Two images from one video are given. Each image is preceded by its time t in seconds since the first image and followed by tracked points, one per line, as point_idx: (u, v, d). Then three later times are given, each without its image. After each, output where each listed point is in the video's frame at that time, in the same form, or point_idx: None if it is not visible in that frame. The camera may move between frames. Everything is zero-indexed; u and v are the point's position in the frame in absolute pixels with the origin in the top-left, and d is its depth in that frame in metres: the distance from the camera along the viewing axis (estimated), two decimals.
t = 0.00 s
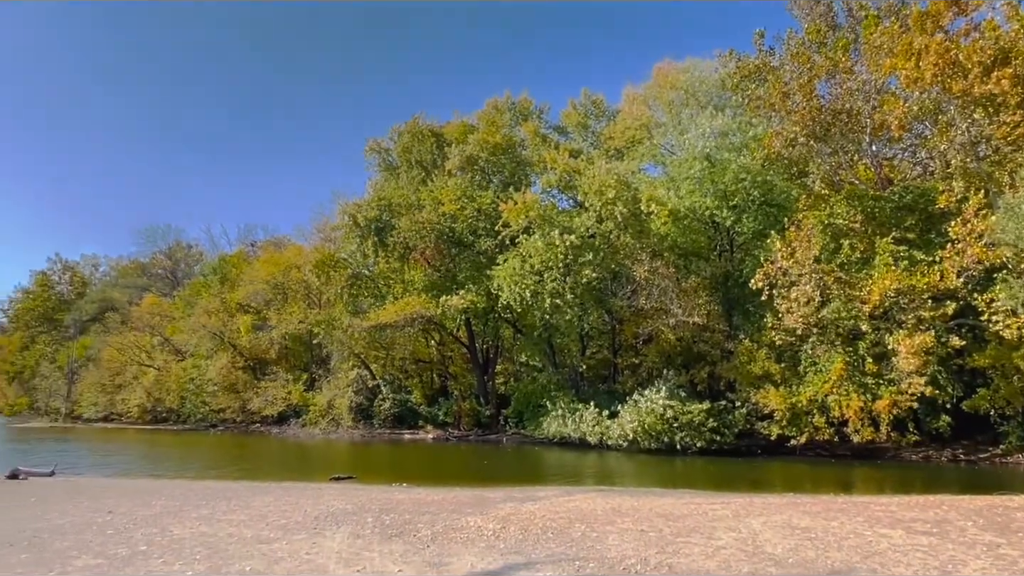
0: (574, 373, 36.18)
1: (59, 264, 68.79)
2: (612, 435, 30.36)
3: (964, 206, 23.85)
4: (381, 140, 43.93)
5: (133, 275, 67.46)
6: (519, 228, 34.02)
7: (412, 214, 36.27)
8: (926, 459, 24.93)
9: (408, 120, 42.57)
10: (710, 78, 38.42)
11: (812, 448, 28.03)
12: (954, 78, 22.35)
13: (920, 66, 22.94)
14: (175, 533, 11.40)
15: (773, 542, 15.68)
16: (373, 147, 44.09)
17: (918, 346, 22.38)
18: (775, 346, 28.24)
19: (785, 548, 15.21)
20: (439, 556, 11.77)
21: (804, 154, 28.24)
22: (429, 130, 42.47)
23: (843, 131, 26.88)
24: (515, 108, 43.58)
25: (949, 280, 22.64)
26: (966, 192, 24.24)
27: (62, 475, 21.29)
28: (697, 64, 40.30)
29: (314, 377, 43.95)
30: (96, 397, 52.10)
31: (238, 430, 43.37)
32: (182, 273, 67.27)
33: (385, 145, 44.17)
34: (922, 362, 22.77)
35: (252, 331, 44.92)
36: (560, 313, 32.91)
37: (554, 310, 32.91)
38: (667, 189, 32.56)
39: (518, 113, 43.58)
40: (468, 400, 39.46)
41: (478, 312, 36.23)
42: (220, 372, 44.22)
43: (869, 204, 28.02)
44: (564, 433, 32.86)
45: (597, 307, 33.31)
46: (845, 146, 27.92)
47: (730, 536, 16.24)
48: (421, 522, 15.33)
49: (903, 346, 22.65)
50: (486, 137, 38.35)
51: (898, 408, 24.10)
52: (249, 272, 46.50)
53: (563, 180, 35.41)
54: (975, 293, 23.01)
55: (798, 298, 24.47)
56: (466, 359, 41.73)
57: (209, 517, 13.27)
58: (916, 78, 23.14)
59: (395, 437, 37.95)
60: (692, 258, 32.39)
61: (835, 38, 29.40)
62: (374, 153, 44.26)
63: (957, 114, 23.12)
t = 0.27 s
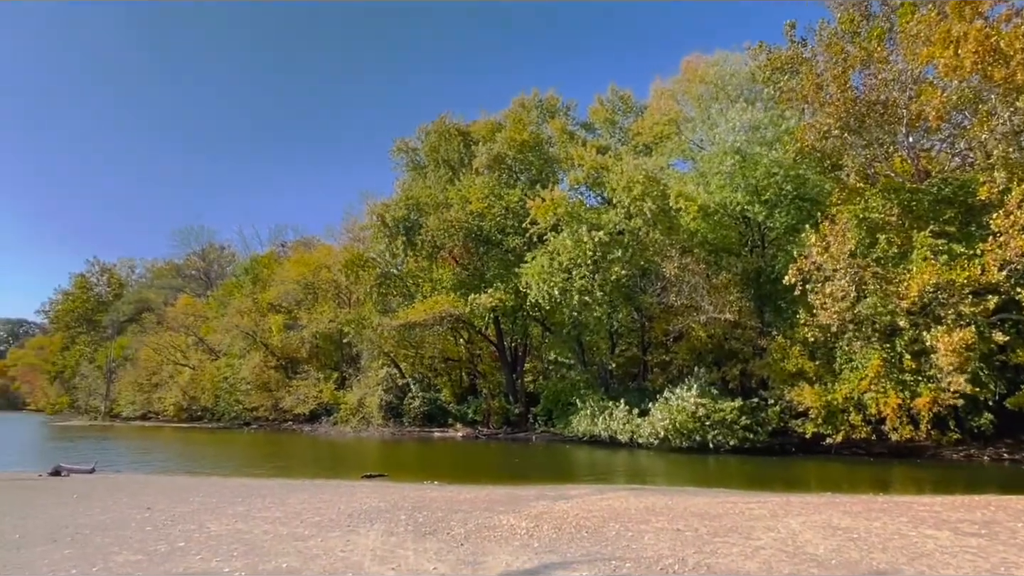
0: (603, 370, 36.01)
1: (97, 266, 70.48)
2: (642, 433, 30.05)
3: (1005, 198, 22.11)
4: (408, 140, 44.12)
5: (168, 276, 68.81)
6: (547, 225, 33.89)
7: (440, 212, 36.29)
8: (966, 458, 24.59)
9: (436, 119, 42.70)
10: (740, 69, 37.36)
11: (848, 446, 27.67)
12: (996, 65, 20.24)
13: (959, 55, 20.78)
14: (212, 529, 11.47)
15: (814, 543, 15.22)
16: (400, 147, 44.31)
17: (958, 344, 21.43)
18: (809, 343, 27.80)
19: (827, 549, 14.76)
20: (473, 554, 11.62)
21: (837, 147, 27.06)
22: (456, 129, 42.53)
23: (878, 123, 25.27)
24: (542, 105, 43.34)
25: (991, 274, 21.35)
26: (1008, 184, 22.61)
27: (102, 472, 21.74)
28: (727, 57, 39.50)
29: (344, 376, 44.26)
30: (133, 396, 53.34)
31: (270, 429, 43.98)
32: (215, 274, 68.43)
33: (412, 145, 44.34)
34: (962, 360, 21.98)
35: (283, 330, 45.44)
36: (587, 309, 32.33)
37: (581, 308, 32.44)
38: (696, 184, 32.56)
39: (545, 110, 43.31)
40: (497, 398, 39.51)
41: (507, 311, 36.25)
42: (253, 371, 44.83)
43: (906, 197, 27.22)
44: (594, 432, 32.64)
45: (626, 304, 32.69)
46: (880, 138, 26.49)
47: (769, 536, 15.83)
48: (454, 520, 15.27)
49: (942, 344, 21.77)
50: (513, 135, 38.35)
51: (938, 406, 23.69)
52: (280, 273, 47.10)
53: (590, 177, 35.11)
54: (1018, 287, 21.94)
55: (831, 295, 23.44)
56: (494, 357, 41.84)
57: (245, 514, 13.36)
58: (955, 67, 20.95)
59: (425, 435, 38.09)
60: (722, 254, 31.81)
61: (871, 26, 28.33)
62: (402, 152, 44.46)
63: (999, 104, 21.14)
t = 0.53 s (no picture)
0: (633, 368, 35.70)
1: (133, 267, 71.97)
2: (674, 432, 29.66)
3: None
4: (435, 139, 44.17)
5: (201, 277, 69.93)
6: (575, 222, 33.57)
7: (467, 211, 36.25)
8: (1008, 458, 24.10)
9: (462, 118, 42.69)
10: (771, 62, 36.37)
11: (885, 445, 27.19)
12: None
13: (998, 42, 18.58)
14: (248, 527, 11.49)
15: (858, 545, 14.74)
16: (427, 147, 44.39)
17: (1000, 342, 20.75)
18: (845, 339, 27.07)
19: (871, 551, 14.27)
20: (508, 554, 11.42)
21: (872, 139, 25.84)
22: (483, 127, 42.45)
23: (915, 114, 23.94)
24: (569, 102, 42.98)
25: None
26: None
27: (140, 470, 22.12)
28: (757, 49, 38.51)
29: (374, 374, 44.47)
30: (169, 395, 54.45)
31: (302, 427, 44.47)
32: (247, 275, 69.35)
33: (439, 144, 44.39)
34: (1005, 357, 21.29)
35: (314, 330, 45.83)
36: (617, 307, 32.12)
37: (610, 305, 32.22)
38: (726, 179, 32.00)
39: (572, 107, 42.93)
40: (526, 396, 39.58)
41: (535, 309, 36.11)
42: (284, 370, 45.35)
43: (945, 189, 26.29)
44: (624, 431, 32.30)
45: (655, 301, 32.23)
46: (917, 130, 24.87)
47: (810, 538, 15.38)
48: (487, 519, 15.08)
49: (983, 343, 21.03)
50: (541, 133, 38.09)
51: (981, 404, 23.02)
52: (310, 273, 47.56)
53: (619, 174, 34.71)
54: None
55: (865, 290, 23.16)
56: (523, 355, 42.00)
57: (280, 512, 13.38)
58: (993, 57, 19.02)
59: (454, 433, 38.17)
60: (753, 250, 31.18)
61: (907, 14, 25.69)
62: (429, 152, 44.53)
63: None
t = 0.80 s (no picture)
0: (662, 365, 35.26)
1: (167, 268, 73.39)
2: (704, 429, 29.23)
3: None
4: (461, 137, 44.18)
5: (233, 277, 70.98)
6: (603, 219, 33.21)
7: (494, 209, 36.16)
8: None
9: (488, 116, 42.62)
10: (802, 52, 35.37)
11: (923, 444, 26.55)
12: None
13: None
14: (282, 525, 11.54)
15: (902, 546, 14.25)
16: (454, 146, 44.41)
17: None
18: (880, 335, 26.40)
19: (916, 553, 13.80)
20: (541, 554, 11.28)
21: (907, 130, 24.51)
22: (509, 125, 42.33)
23: (953, 105, 22.33)
24: (595, 98, 42.55)
25: None
26: None
27: (176, 467, 22.49)
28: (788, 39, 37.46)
29: (402, 372, 44.63)
30: (203, 393, 55.54)
31: (332, 425, 44.95)
32: (277, 274, 70.18)
33: (465, 142, 44.36)
34: None
35: (343, 329, 46.18)
36: (646, 303, 31.77)
37: (638, 301, 32.01)
38: (756, 173, 31.51)
39: (598, 103, 42.50)
40: (554, 394, 39.49)
41: (562, 306, 35.95)
42: (314, 369, 45.81)
43: (985, 181, 25.50)
44: (653, 430, 31.90)
45: (683, 297, 31.92)
46: (952, 120, 22.69)
47: (851, 539, 14.95)
48: (518, 518, 14.93)
49: None
50: (567, 129, 37.77)
51: None
52: (339, 272, 47.95)
53: (647, 170, 34.27)
54: None
55: (901, 285, 22.07)
56: (550, 353, 41.71)
57: (314, 509, 13.44)
58: None
59: (482, 431, 38.15)
60: (785, 245, 30.57)
61: None
62: (455, 151, 44.54)
63: None
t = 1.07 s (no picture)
0: (691, 362, 34.77)
1: (200, 268, 74.79)
2: (735, 427, 28.79)
3: None
4: (487, 135, 44.15)
5: (263, 276, 72.03)
6: (631, 215, 32.83)
7: (520, 206, 36.05)
8: None
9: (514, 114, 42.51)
10: (835, 43, 34.43)
11: (962, 442, 25.82)
12: None
13: None
14: (315, 521, 11.60)
15: (945, 547, 13.77)
16: (480, 144, 44.39)
17: None
18: (917, 331, 25.67)
19: (960, 555, 13.33)
20: (574, 552, 11.15)
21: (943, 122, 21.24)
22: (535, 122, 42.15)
23: (997, 94, 19.09)
24: (621, 94, 42.08)
25: None
26: None
27: (210, 464, 22.91)
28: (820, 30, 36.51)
29: (431, 370, 44.86)
30: (235, 391, 56.55)
31: (361, 422, 45.41)
32: (306, 274, 70.97)
33: (492, 140, 44.33)
34: None
35: (372, 327, 46.49)
36: (675, 300, 31.37)
37: (667, 298, 31.66)
38: (787, 167, 30.80)
39: (625, 98, 42.04)
40: (582, 391, 39.33)
41: (590, 304, 35.76)
42: (344, 367, 46.27)
43: None
44: (683, 428, 31.51)
45: (713, 293, 31.43)
46: (993, 110, 19.62)
47: (891, 539, 14.52)
48: (549, 516, 14.79)
49: None
50: (594, 125, 37.42)
51: None
52: (367, 271, 48.31)
53: (675, 165, 33.81)
54: None
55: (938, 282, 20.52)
56: (578, 350, 41.43)
57: (345, 506, 13.50)
58: None
59: (511, 428, 38.20)
60: (817, 240, 29.86)
61: None
62: (481, 149, 44.53)
63: None
